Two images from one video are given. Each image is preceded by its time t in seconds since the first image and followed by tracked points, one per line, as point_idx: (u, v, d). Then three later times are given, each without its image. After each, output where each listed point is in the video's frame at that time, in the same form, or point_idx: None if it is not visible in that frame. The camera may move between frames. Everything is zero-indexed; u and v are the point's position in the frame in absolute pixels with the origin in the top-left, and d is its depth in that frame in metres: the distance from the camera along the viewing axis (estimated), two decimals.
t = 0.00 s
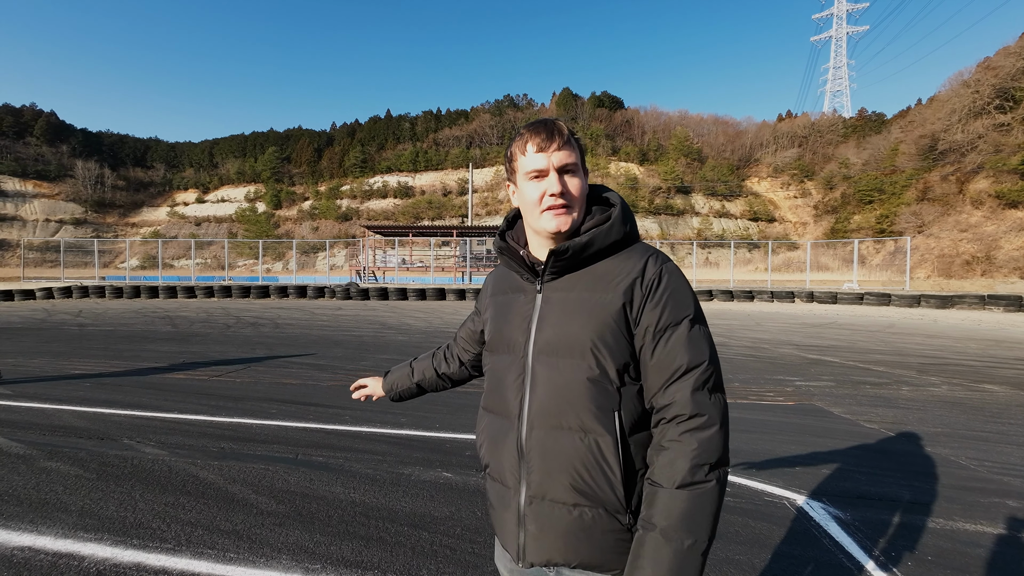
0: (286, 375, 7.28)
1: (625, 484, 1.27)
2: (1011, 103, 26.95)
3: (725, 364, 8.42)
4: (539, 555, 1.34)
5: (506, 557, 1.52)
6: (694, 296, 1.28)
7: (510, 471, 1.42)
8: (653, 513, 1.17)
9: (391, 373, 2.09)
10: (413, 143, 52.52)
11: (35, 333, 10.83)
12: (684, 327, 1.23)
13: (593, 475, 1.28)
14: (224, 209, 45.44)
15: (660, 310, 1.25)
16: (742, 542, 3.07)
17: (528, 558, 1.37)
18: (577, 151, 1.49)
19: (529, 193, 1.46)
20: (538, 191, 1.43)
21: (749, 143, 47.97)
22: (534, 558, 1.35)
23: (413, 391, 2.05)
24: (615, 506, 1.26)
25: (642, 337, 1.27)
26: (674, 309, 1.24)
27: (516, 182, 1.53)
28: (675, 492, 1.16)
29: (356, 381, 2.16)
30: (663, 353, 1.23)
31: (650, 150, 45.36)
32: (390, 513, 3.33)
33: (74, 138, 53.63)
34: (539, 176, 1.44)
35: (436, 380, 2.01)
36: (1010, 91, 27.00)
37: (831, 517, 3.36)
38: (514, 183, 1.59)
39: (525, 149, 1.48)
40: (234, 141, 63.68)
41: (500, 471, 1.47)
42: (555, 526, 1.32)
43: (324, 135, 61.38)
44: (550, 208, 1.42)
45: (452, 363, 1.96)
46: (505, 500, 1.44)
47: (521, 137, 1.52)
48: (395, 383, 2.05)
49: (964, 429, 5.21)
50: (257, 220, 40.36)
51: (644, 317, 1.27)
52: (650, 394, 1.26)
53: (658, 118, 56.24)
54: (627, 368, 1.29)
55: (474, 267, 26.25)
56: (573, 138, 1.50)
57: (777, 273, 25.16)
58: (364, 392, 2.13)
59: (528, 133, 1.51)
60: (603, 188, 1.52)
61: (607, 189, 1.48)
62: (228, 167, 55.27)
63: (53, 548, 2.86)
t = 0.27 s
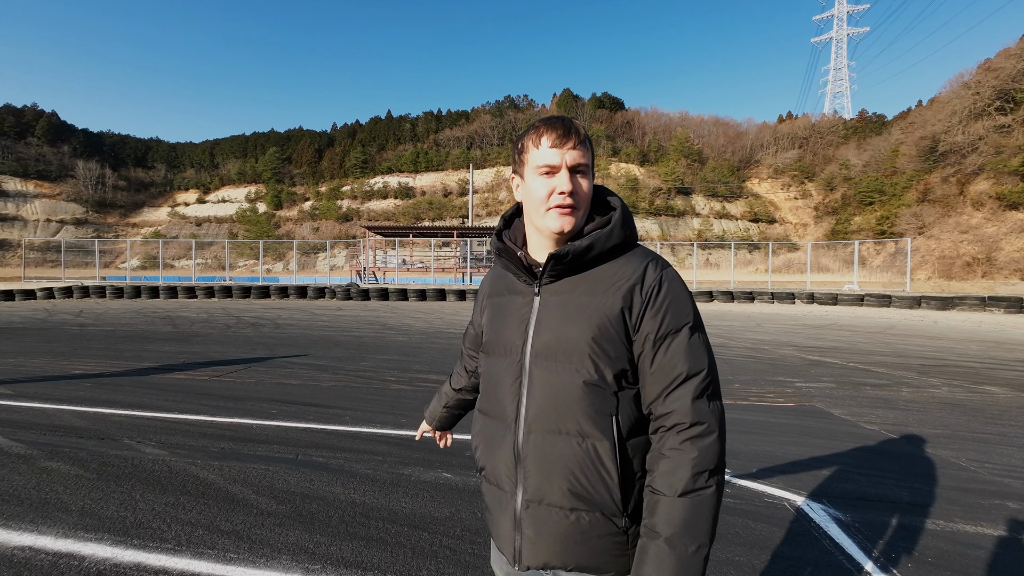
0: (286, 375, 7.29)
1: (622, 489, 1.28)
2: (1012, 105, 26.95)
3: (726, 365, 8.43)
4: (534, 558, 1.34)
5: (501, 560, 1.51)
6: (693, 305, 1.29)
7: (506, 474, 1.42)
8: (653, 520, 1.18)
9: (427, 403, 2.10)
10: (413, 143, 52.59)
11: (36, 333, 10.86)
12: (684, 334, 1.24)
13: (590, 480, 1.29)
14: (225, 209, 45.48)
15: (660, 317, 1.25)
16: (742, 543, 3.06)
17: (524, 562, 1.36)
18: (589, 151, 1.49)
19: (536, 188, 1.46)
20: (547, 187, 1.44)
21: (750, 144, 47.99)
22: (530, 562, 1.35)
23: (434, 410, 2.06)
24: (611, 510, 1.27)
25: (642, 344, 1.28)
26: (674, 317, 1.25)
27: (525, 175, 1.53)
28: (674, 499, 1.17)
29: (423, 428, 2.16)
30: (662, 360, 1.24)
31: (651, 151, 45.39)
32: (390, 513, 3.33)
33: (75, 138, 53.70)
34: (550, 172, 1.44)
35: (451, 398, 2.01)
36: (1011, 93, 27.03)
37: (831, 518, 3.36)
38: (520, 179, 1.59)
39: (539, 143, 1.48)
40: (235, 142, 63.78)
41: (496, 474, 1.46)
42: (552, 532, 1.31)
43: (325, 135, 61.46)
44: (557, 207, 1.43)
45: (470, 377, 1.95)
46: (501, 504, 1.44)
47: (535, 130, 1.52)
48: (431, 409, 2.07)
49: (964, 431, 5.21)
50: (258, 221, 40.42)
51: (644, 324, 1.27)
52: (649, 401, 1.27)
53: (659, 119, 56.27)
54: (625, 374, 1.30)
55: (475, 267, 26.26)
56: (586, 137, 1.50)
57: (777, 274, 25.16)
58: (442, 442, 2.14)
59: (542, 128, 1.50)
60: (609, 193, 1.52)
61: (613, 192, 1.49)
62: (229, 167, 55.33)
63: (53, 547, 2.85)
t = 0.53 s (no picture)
0: (286, 375, 7.30)
1: (615, 493, 1.27)
2: (1012, 106, 26.97)
3: (725, 366, 8.43)
4: (525, 559, 1.34)
5: (496, 560, 1.52)
6: (690, 307, 1.28)
7: (499, 474, 1.44)
8: (645, 526, 1.16)
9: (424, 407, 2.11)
10: (414, 144, 52.63)
11: (36, 333, 10.86)
12: (679, 336, 1.23)
13: (583, 484, 1.28)
14: (225, 209, 45.50)
15: (653, 320, 1.24)
16: (742, 544, 3.06)
17: (516, 563, 1.36)
18: (582, 152, 1.49)
19: (530, 192, 1.46)
20: (540, 191, 1.44)
21: (749, 145, 48.01)
22: (521, 562, 1.35)
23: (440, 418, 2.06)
24: (603, 513, 1.26)
25: (635, 347, 1.27)
26: (669, 319, 1.24)
27: (518, 179, 1.53)
28: (664, 503, 1.17)
29: (413, 427, 2.17)
30: (655, 363, 1.23)
31: (651, 151, 45.42)
32: (390, 513, 3.33)
33: (76, 138, 53.72)
34: (542, 175, 1.44)
35: (456, 403, 2.01)
36: (1011, 94, 27.07)
37: (831, 519, 3.36)
38: (514, 183, 1.60)
39: (530, 147, 1.48)
40: (235, 142, 63.83)
41: (490, 475, 1.48)
42: (543, 533, 1.31)
43: (325, 135, 61.50)
44: (551, 210, 1.43)
45: (470, 379, 1.95)
46: (495, 505, 1.44)
47: (526, 134, 1.52)
48: (431, 414, 2.07)
49: (964, 432, 5.21)
50: (258, 221, 40.46)
51: (637, 327, 1.27)
52: (643, 404, 1.26)
53: (659, 120, 56.29)
54: (618, 376, 1.30)
55: (475, 268, 26.27)
56: (578, 139, 1.50)
57: (777, 275, 25.18)
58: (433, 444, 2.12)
59: (533, 131, 1.51)
60: (605, 192, 1.52)
61: (608, 193, 1.49)
62: (230, 167, 55.36)
63: (53, 547, 2.86)
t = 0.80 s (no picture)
0: (286, 375, 7.29)
1: (608, 494, 1.27)
2: (1012, 107, 26.97)
3: (725, 367, 8.43)
4: (519, 559, 1.34)
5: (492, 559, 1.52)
6: (686, 306, 1.27)
7: (495, 474, 1.44)
8: (635, 526, 1.17)
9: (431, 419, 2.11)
10: (414, 144, 52.63)
11: (36, 332, 10.86)
12: (674, 336, 1.22)
13: (577, 484, 1.28)
14: (225, 209, 45.53)
15: (649, 319, 1.24)
16: (742, 545, 3.06)
17: (510, 563, 1.37)
18: (582, 156, 1.49)
19: (531, 196, 1.47)
20: (541, 195, 1.44)
21: (750, 146, 48.02)
22: (515, 562, 1.35)
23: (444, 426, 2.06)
24: (596, 513, 1.26)
25: (631, 346, 1.26)
26: (664, 318, 1.23)
27: (518, 183, 1.54)
28: (656, 504, 1.16)
29: (423, 443, 2.17)
30: (650, 362, 1.22)
31: (651, 151, 45.42)
32: (390, 513, 3.33)
33: (76, 138, 53.72)
34: (543, 179, 1.44)
35: (459, 409, 2.01)
36: (1011, 95, 27.10)
37: (830, 520, 3.36)
38: (513, 185, 1.60)
39: (531, 150, 1.49)
40: (236, 142, 63.86)
41: (487, 474, 1.48)
42: (537, 533, 1.32)
43: (326, 135, 61.53)
44: (551, 214, 1.42)
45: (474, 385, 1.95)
46: (491, 504, 1.45)
47: (528, 137, 1.52)
48: (437, 426, 2.07)
49: (964, 433, 5.21)
50: (258, 221, 40.47)
51: (632, 325, 1.27)
52: (637, 404, 1.26)
53: (660, 121, 56.31)
54: (613, 375, 1.30)
55: (475, 268, 26.28)
56: (579, 142, 1.50)
57: (777, 276, 25.17)
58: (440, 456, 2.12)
59: (534, 135, 1.51)
60: (605, 195, 1.52)
61: (607, 195, 1.49)
62: (230, 167, 55.36)
63: (52, 547, 2.86)
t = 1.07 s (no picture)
0: (287, 375, 7.29)
1: (602, 497, 1.27)
2: (1013, 107, 26.97)
3: (725, 367, 8.43)
4: (513, 561, 1.34)
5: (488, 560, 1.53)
6: (686, 306, 1.26)
7: (491, 475, 1.44)
8: (628, 530, 1.17)
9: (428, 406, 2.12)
10: (415, 144, 52.65)
11: (37, 332, 10.85)
12: (671, 337, 1.21)
13: (572, 487, 1.28)
14: (226, 209, 45.55)
15: (645, 321, 1.24)
16: (742, 545, 3.06)
17: (504, 562, 1.37)
18: (574, 155, 1.49)
19: (524, 198, 1.48)
20: (533, 197, 1.45)
21: (750, 146, 48.01)
22: (508, 561, 1.36)
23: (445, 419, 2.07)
24: (590, 516, 1.26)
25: (627, 348, 1.26)
26: (662, 320, 1.23)
27: (511, 186, 1.54)
28: (649, 509, 1.16)
29: (414, 416, 2.18)
30: (646, 364, 1.22)
31: (651, 152, 45.42)
32: (390, 513, 3.33)
33: (77, 137, 53.71)
34: (534, 181, 1.45)
35: (461, 401, 2.01)
36: (1013, 96, 27.07)
37: (830, 520, 3.36)
38: (508, 187, 1.61)
39: (521, 153, 1.49)
40: (236, 141, 63.89)
41: (483, 474, 1.48)
42: (532, 535, 1.32)
43: (326, 135, 61.57)
44: (544, 216, 1.43)
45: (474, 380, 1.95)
46: (487, 505, 1.46)
47: (517, 140, 1.53)
48: (435, 412, 2.08)
49: (964, 434, 5.21)
50: (259, 221, 40.50)
51: (629, 327, 1.26)
52: (633, 407, 1.26)
53: (660, 121, 56.31)
54: (609, 376, 1.30)
55: (475, 268, 26.29)
56: (569, 142, 1.50)
57: (778, 276, 25.16)
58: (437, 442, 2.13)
59: (524, 136, 1.52)
60: (601, 193, 1.52)
61: (603, 193, 1.49)
62: (231, 167, 55.37)
63: (53, 546, 2.86)
